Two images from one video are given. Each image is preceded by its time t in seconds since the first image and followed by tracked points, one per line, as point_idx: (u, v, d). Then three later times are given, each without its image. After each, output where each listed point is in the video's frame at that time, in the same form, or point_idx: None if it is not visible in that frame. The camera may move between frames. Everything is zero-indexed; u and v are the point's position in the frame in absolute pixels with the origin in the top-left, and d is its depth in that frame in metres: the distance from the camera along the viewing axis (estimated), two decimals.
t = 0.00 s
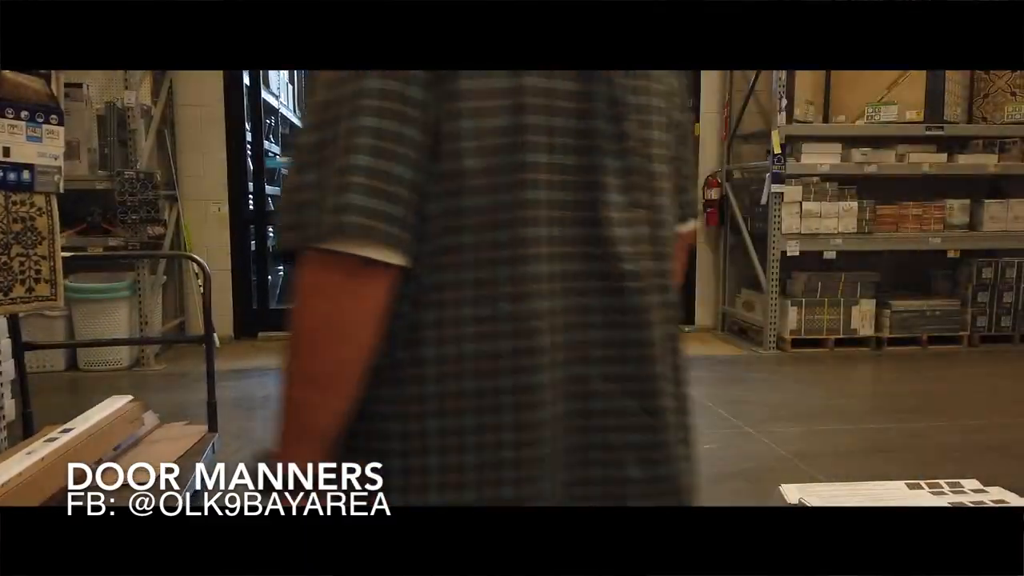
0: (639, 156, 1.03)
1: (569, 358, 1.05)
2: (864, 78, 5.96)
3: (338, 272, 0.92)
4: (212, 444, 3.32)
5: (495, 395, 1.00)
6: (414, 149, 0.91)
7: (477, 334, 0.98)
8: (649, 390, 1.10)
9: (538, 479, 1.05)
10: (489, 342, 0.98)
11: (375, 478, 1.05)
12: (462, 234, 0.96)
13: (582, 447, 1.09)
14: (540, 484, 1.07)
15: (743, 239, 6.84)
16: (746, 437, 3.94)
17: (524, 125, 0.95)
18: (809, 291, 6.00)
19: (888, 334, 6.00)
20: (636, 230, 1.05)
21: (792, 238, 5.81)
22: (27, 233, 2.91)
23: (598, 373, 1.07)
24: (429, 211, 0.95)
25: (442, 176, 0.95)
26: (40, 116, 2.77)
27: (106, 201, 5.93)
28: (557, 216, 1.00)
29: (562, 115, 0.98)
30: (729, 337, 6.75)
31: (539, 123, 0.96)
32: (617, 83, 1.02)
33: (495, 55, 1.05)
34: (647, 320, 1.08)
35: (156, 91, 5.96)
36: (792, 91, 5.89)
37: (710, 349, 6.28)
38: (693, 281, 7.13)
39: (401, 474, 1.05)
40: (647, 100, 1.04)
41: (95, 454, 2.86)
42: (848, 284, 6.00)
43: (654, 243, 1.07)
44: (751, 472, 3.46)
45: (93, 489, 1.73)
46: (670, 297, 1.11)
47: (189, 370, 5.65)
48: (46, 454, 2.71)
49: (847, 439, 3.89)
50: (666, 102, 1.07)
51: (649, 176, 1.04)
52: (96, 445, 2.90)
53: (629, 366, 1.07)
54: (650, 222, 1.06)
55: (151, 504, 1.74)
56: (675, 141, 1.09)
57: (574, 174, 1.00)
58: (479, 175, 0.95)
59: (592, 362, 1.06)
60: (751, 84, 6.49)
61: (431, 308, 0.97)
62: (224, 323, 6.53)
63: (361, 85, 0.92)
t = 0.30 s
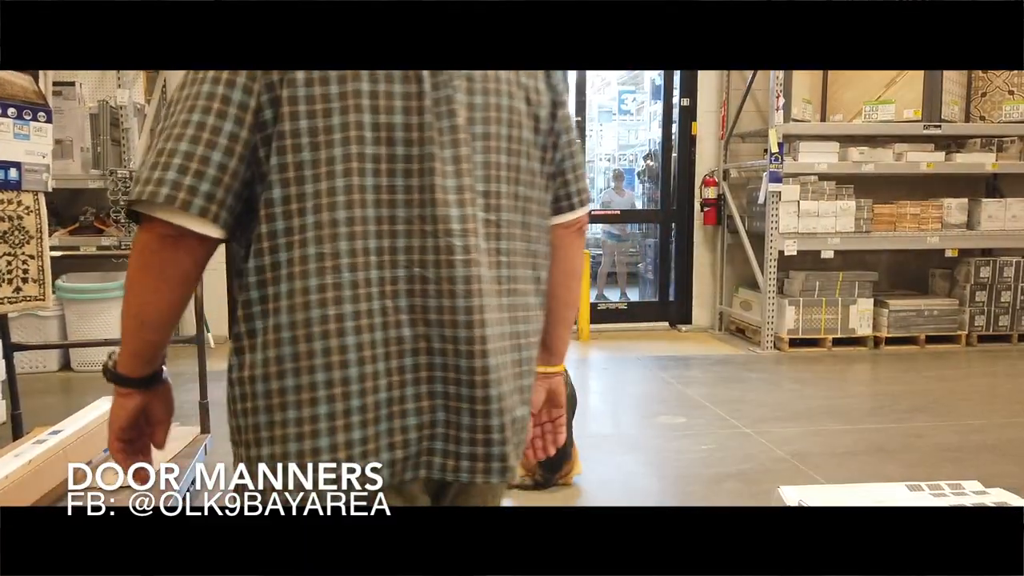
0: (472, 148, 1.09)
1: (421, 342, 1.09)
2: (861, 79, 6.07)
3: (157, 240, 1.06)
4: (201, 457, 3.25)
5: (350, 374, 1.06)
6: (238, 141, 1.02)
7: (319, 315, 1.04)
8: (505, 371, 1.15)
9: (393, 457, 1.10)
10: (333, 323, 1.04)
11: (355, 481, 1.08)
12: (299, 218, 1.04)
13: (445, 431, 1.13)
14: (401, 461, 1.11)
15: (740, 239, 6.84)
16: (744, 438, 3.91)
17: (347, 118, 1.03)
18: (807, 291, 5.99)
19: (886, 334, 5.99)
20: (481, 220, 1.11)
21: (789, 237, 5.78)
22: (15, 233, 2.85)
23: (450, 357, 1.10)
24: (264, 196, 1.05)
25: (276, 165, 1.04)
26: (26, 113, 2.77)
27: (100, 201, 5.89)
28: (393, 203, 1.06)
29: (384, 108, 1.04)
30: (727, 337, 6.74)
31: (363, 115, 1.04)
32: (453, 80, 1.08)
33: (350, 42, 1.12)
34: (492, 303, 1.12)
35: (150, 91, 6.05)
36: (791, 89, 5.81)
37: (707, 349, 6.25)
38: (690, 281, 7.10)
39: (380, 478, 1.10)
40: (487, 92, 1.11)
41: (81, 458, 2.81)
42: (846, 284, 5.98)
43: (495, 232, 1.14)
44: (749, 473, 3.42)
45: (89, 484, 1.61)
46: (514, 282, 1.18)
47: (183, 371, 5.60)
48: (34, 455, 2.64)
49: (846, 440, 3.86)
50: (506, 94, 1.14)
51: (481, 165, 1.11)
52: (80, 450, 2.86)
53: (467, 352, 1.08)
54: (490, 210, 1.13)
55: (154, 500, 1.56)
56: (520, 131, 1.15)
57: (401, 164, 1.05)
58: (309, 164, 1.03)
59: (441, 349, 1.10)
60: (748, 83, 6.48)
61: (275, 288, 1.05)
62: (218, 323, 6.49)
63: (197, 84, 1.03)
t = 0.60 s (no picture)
0: (416, 167, 1.37)
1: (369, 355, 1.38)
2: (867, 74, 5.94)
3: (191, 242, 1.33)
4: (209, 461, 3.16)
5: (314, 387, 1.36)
6: (220, 190, 1.31)
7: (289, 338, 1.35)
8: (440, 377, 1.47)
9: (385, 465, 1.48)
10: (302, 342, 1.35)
11: (357, 482, 1.45)
12: (267, 205, 1.33)
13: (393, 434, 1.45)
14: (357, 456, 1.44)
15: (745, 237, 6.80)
16: (754, 440, 3.86)
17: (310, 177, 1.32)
18: (814, 290, 5.92)
19: (893, 334, 5.95)
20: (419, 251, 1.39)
21: (797, 236, 5.72)
22: (14, 230, 2.78)
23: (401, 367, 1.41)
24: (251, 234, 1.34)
25: (260, 208, 1.33)
26: (26, 107, 2.68)
27: (98, 198, 5.80)
28: (345, 224, 1.35)
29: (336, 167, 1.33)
30: (732, 337, 6.70)
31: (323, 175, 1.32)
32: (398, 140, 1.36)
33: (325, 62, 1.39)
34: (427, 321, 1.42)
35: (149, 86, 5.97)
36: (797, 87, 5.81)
37: (713, 349, 6.20)
38: (695, 280, 7.06)
39: (379, 479, 1.47)
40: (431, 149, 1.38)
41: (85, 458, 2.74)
42: (853, 284, 5.93)
43: (434, 258, 1.42)
44: (762, 477, 3.37)
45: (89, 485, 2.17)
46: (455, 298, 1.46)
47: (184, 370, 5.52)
48: (35, 459, 2.60)
49: (859, 442, 3.81)
50: (446, 144, 1.39)
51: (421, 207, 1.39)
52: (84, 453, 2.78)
53: (395, 333, 1.39)
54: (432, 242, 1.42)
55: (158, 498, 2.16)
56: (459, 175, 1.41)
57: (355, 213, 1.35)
58: (282, 212, 1.33)
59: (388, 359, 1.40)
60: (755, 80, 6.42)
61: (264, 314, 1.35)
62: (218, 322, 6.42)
63: (190, 138, 1.29)
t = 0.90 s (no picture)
0: (391, 164, 1.49)
1: (356, 339, 1.48)
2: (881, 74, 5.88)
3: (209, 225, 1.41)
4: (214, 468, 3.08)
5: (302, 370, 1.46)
6: (225, 182, 1.40)
7: (281, 327, 1.44)
8: (427, 365, 1.55)
9: (386, 465, 1.55)
10: (291, 328, 1.44)
11: (354, 480, 1.54)
12: (257, 197, 1.44)
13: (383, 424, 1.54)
14: (348, 447, 1.54)
15: (753, 238, 6.74)
16: (771, 447, 3.79)
17: (298, 170, 1.42)
18: (822, 292, 5.85)
19: (902, 337, 5.89)
20: (395, 240, 1.51)
21: (806, 238, 5.65)
22: (18, 232, 2.72)
23: (386, 353, 1.51)
24: (249, 231, 1.45)
25: (256, 204, 1.44)
26: (32, 106, 2.59)
27: (99, 197, 5.73)
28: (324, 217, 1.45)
29: (322, 159, 1.43)
30: (739, 339, 6.64)
31: (309, 168, 1.42)
32: (380, 138, 1.47)
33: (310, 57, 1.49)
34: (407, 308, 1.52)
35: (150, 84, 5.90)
36: (807, 87, 5.75)
37: (721, 352, 6.13)
38: (701, 282, 6.98)
39: (379, 477, 1.54)
40: (408, 144, 1.50)
41: (92, 463, 2.68)
42: (863, 286, 5.86)
43: (415, 252, 1.53)
44: (782, 486, 3.29)
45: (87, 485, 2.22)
46: (435, 287, 1.56)
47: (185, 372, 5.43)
48: (39, 470, 2.53)
49: (876, 449, 3.75)
50: (423, 140, 1.51)
51: (399, 200, 1.50)
52: (93, 459, 2.71)
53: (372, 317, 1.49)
54: (412, 232, 1.52)
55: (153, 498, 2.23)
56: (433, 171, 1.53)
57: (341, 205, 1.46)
58: (275, 207, 1.43)
59: (374, 345, 1.50)
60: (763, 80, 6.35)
61: (263, 304, 1.46)
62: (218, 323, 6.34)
63: (194, 136, 1.39)
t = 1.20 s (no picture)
0: (337, 188, 1.65)
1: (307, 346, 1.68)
2: (881, 76, 5.88)
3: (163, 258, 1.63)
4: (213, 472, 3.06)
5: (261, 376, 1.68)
6: (184, 220, 1.60)
7: (246, 339, 1.67)
8: (376, 364, 1.73)
9: (384, 467, 1.81)
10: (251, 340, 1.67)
11: (353, 480, 1.77)
12: (220, 227, 1.64)
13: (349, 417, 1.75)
14: (345, 450, 1.77)
15: (754, 240, 6.72)
16: (776, 451, 3.77)
17: (250, 203, 1.62)
18: (825, 294, 5.82)
19: (904, 339, 5.88)
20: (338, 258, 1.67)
21: (808, 240, 5.63)
22: (17, 235, 2.67)
23: (339, 358, 1.70)
24: (212, 258, 1.65)
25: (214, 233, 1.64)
26: (31, 106, 2.58)
27: (98, 199, 5.69)
28: (282, 240, 1.65)
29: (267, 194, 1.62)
30: (740, 341, 6.62)
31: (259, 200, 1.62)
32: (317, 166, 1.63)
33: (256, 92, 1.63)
34: (353, 318, 1.70)
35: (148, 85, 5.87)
36: (809, 88, 5.75)
37: (722, 354, 6.11)
38: (702, 283, 6.97)
39: (377, 476, 1.80)
40: (345, 169, 1.65)
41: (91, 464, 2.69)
42: (865, 288, 5.83)
43: (362, 264, 1.69)
44: (787, 491, 3.27)
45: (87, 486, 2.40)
46: (381, 293, 1.72)
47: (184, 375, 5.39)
48: (38, 474, 2.56)
49: (882, 453, 3.73)
50: (357, 164, 1.65)
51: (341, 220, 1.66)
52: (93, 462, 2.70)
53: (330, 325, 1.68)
54: (356, 249, 1.68)
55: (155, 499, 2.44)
56: (372, 190, 1.67)
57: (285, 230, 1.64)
58: (234, 235, 1.64)
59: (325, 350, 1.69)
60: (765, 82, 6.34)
61: (230, 318, 1.66)
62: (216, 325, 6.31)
63: (158, 179, 1.58)
